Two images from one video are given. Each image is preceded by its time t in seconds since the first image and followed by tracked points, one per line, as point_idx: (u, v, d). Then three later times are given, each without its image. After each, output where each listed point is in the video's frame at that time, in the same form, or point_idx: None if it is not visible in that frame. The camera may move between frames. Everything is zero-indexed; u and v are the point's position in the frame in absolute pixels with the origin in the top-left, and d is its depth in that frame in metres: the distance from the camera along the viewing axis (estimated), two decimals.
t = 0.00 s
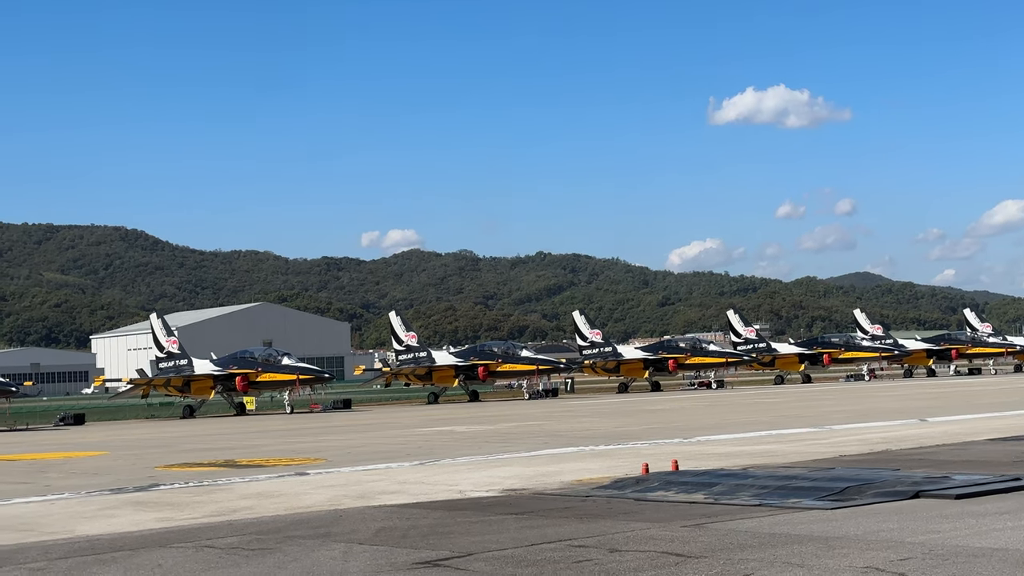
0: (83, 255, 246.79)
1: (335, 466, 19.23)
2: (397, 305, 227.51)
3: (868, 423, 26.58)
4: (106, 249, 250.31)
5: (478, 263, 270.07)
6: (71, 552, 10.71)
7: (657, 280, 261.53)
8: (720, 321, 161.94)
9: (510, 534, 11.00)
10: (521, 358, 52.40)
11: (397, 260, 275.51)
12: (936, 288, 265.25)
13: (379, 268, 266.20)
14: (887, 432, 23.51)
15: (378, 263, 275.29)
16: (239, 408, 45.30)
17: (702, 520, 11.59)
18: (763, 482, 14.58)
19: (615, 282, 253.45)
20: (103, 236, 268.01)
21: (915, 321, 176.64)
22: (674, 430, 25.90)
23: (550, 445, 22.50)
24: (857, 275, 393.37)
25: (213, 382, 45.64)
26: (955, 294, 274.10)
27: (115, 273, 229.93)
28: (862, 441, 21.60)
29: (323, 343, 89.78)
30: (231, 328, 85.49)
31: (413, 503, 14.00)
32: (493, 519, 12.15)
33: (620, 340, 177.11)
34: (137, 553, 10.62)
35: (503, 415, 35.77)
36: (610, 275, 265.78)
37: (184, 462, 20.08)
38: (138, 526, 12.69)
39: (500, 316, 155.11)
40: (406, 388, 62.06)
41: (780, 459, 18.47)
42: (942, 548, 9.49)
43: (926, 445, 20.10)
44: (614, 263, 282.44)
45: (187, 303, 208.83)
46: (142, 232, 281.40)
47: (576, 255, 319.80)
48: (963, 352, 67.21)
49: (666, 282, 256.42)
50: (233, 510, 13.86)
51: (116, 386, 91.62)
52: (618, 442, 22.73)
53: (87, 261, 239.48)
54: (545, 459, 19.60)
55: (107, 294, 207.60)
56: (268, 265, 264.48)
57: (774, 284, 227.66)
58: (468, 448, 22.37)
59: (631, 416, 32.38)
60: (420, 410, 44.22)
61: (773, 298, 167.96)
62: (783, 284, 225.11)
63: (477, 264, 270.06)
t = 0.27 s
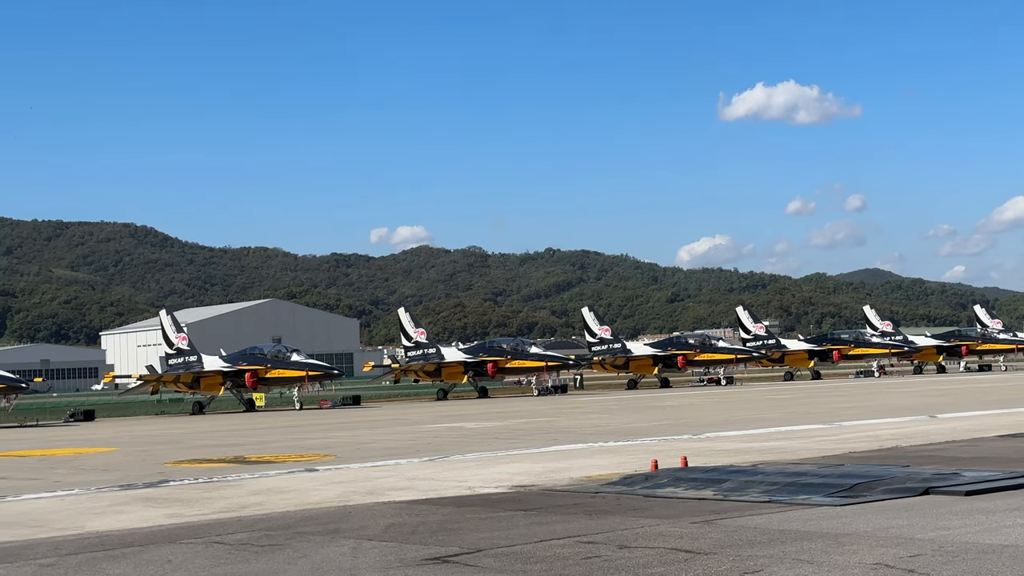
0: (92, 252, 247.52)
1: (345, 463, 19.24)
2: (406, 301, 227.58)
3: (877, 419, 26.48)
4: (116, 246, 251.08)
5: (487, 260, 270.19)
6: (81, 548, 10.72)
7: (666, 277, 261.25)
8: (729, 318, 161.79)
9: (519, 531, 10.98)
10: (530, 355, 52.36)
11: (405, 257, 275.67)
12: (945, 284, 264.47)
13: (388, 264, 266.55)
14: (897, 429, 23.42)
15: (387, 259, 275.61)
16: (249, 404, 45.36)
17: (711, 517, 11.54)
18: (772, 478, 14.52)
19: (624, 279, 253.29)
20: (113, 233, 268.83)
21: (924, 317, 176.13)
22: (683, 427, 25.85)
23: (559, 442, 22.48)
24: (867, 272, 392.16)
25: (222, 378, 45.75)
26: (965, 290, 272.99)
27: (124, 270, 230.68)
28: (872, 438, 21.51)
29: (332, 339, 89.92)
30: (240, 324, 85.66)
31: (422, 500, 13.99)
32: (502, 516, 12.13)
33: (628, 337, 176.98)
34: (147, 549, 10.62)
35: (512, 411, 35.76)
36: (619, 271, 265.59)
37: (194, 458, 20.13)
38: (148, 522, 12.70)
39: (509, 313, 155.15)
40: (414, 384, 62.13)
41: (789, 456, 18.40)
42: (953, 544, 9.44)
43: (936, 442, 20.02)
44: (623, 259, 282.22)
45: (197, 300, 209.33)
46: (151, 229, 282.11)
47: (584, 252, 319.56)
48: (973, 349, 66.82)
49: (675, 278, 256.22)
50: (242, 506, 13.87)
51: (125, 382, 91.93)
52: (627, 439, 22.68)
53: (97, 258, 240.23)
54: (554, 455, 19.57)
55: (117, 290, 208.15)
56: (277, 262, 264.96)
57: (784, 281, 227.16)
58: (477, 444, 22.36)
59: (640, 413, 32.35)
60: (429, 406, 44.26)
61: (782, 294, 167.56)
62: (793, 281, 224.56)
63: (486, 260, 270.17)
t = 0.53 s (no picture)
0: (102, 248, 248.14)
1: (353, 458, 19.25)
2: (415, 297, 227.67)
3: (886, 415, 26.41)
4: (126, 242, 251.67)
5: (495, 256, 270.26)
6: (90, 544, 10.74)
7: (675, 273, 260.92)
8: (738, 314, 161.55)
9: (528, 527, 10.96)
10: (539, 350, 52.29)
11: (414, 253, 275.74)
12: (955, 280, 263.62)
13: (397, 260, 266.69)
14: (906, 425, 23.34)
15: (396, 255, 275.81)
16: (258, 400, 45.48)
17: (720, 514, 11.52)
18: (781, 474, 14.47)
19: (632, 275, 253.09)
20: (122, 229, 269.47)
21: (934, 313, 175.59)
22: (692, 423, 25.82)
23: (568, 437, 22.47)
24: (876, 268, 391.03)
25: (232, 374, 45.82)
26: (975, 287, 272.04)
27: (134, 266, 231.33)
28: (881, 434, 21.45)
29: (341, 335, 90.03)
30: (249, 320, 85.77)
31: (431, 495, 13.99)
32: (511, 511, 12.12)
33: (637, 332, 176.80)
34: (157, 544, 10.66)
35: (521, 408, 35.76)
36: (628, 267, 265.37)
37: (203, 455, 20.15)
38: (158, 518, 12.72)
39: (518, 309, 155.11)
40: (423, 380, 62.18)
41: (798, 452, 18.34)
42: (962, 541, 9.39)
43: (946, 438, 19.94)
44: (631, 255, 281.97)
45: (206, 296, 209.70)
46: (160, 225, 282.73)
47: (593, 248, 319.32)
48: (983, 345, 66.38)
49: (684, 274, 255.91)
50: (252, 502, 13.89)
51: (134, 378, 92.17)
52: (636, 435, 22.64)
53: (106, 255, 240.85)
54: (563, 451, 19.56)
55: (127, 286, 208.77)
56: (286, 257, 265.24)
57: (793, 277, 226.64)
58: (486, 440, 22.35)
59: (649, 409, 32.33)
60: (438, 402, 44.30)
61: (791, 290, 167.13)
62: (802, 277, 224.05)
63: (495, 256, 270.26)
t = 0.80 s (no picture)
0: (112, 244, 248.80)
1: (362, 454, 19.27)
2: (423, 293, 227.70)
3: (896, 412, 26.33)
4: (135, 237, 252.22)
5: (504, 252, 270.17)
6: (100, 539, 10.77)
7: (683, 269, 260.50)
8: (746, 310, 161.28)
9: (536, 522, 10.96)
10: (547, 347, 52.23)
11: (422, 248, 275.72)
12: (964, 276, 262.60)
13: (405, 256, 266.84)
14: (915, 421, 23.26)
15: (404, 251, 275.92)
16: (267, 396, 45.56)
17: (728, 510, 11.48)
18: (790, 471, 14.43)
19: (640, 271, 252.85)
20: (131, 224, 269.97)
21: (943, 309, 174.91)
22: (701, 419, 25.78)
23: (576, 433, 22.44)
24: (884, 264, 389.81)
25: (240, 370, 45.91)
26: (984, 283, 270.90)
27: (143, 261, 231.88)
28: (889, 430, 21.37)
29: (349, 331, 90.16)
30: (258, 316, 85.93)
31: (439, 491, 13.99)
32: (519, 507, 12.11)
33: (645, 329, 176.53)
34: (166, 539, 10.67)
35: (529, 403, 35.76)
36: (636, 263, 265.03)
37: (212, 450, 20.19)
38: (167, 513, 12.76)
39: (526, 305, 155.02)
40: (431, 376, 62.24)
41: (806, 448, 18.28)
42: (971, 537, 9.34)
43: (955, 434, 19.86)
44: (640, 251, 281.60)
45: (214, 291, 210.02)
46: (169, 221, 283.38)
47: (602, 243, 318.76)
48: (992, 342, 65.94)
49: (692, 271, 255.49)
50: (260, 497, 13.91)
51: (143, 373, 92.43)
52: (644, 431, 22.62)
53: (115, 251, 241.46)
54: (571, 447, 19.54)
55: (136, 282, 209.30)
56: (294, 253, 265.58)
57: (802, 273, 226.05)
58: (494, 436, 22.36)
59: (657, 405, 32.29)
60: (446, 398, 44.34)
61: (800, 286, 166.55)
62: (810, 273, 223.47)
63: (503, 252, 270.20)
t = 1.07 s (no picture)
0: (120, 240, 249.49)
1: (370, 450, 19.27)
2: (430, 289, 227.81)
3: (904, 408, 26.24)
4: (143, 233, 252.81)
5: (511, 247, 270.17)
6: (108, 535, 10.77)
7: (691, 265, 260.18)
8: (754, 306, 161.15)
9: (543, 518, 10.93)
10: (555, 342, 52.14)
11: (430, 244, 275.84)
12: (973, 273, 261.72)
13: (413, 252, 267.04)
14: (923, 418, 23.19)
15: (412, 247, 276.08)
16: (274, 391, 45.62)
17: (736, 505, 11.43)
18: (797, 467, 14.38)
19: (648, 267, 252.61)
20: (139, 220, 270.57)
21: (951, 306, 174.38)
22: (708, 415, 25.74)
23: (584, 429, 22.42)
24: (893, 260, 388.53)
25: (248, 365, 45.97)
26: (993, 279, 269.95)
27: (151, 257, 232.56)
28: (897, 426, 21.30)
29: (357, 326, 90.23)
30: (266, 311, 86.03)
31: (447, 487, 13.97)
32: (526, 503, 12.09)
33: (653, 325, 176.50)
34: (173, 534, 10.68)
35: (536, 399, 35.75)
36: (643, 259, 264.77)
37: (219, 445, 20.20)
38: (175, 507, 12.77)
39: (534, 300, 154.95)
40: (439, 372, 62.30)
41: (813, 445, 18.22)
42: (979, 534, 9.30)
43: (963, 430, 19.81)
44: (647, 247, 281.29)
45: (222, 287, 210.38)
46: (177, 216, 283.96)
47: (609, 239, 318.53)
48: (1000, 338, 65.71)
49: (700, 267, 255.20)
50: (268, 493, 13.90)
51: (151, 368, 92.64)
52: (652, 427, 22.60)
53: (124, 246, 242.17)
54: (579, 443, 19.50)
55: (144, 277, 209.84)
56: (301, 249, 265.97)
57: (810, 269, 225.55)
58: (502, 432, 22.34)
59: (664, 401, 32.24)
60: (454, 394, 44.35)
61: (808, 282, 166.23)
62: (819, 269, 222.97)
63: (511, 248, 270.19)
